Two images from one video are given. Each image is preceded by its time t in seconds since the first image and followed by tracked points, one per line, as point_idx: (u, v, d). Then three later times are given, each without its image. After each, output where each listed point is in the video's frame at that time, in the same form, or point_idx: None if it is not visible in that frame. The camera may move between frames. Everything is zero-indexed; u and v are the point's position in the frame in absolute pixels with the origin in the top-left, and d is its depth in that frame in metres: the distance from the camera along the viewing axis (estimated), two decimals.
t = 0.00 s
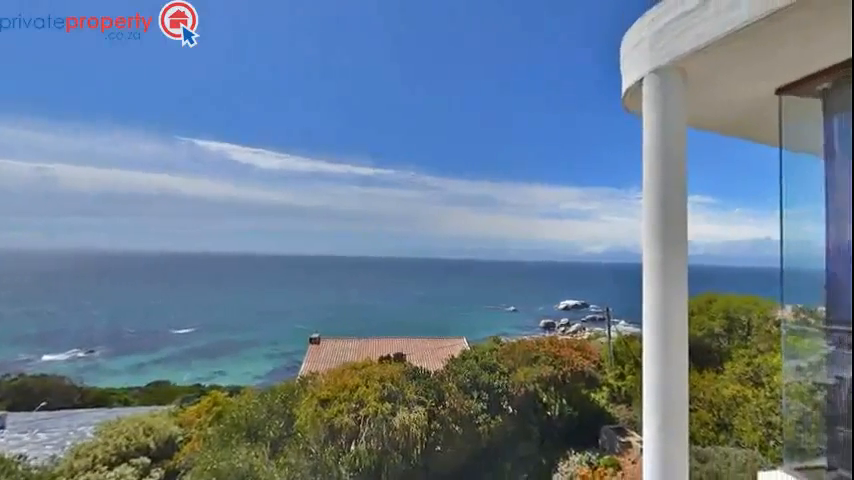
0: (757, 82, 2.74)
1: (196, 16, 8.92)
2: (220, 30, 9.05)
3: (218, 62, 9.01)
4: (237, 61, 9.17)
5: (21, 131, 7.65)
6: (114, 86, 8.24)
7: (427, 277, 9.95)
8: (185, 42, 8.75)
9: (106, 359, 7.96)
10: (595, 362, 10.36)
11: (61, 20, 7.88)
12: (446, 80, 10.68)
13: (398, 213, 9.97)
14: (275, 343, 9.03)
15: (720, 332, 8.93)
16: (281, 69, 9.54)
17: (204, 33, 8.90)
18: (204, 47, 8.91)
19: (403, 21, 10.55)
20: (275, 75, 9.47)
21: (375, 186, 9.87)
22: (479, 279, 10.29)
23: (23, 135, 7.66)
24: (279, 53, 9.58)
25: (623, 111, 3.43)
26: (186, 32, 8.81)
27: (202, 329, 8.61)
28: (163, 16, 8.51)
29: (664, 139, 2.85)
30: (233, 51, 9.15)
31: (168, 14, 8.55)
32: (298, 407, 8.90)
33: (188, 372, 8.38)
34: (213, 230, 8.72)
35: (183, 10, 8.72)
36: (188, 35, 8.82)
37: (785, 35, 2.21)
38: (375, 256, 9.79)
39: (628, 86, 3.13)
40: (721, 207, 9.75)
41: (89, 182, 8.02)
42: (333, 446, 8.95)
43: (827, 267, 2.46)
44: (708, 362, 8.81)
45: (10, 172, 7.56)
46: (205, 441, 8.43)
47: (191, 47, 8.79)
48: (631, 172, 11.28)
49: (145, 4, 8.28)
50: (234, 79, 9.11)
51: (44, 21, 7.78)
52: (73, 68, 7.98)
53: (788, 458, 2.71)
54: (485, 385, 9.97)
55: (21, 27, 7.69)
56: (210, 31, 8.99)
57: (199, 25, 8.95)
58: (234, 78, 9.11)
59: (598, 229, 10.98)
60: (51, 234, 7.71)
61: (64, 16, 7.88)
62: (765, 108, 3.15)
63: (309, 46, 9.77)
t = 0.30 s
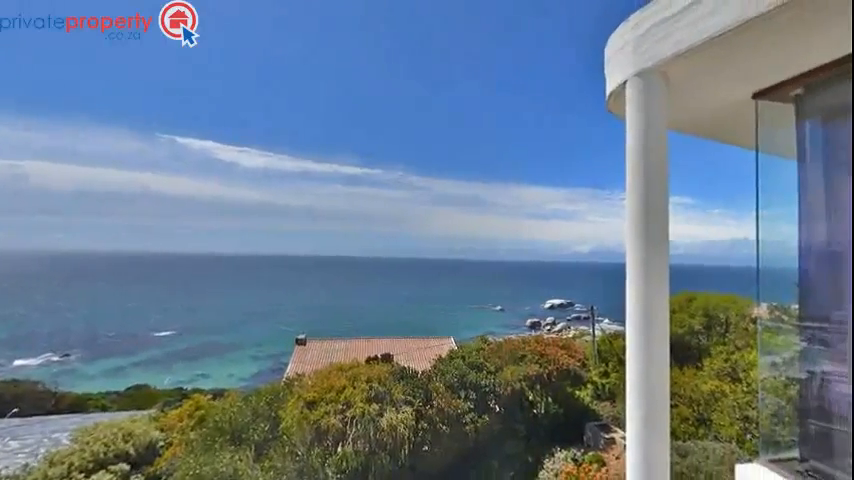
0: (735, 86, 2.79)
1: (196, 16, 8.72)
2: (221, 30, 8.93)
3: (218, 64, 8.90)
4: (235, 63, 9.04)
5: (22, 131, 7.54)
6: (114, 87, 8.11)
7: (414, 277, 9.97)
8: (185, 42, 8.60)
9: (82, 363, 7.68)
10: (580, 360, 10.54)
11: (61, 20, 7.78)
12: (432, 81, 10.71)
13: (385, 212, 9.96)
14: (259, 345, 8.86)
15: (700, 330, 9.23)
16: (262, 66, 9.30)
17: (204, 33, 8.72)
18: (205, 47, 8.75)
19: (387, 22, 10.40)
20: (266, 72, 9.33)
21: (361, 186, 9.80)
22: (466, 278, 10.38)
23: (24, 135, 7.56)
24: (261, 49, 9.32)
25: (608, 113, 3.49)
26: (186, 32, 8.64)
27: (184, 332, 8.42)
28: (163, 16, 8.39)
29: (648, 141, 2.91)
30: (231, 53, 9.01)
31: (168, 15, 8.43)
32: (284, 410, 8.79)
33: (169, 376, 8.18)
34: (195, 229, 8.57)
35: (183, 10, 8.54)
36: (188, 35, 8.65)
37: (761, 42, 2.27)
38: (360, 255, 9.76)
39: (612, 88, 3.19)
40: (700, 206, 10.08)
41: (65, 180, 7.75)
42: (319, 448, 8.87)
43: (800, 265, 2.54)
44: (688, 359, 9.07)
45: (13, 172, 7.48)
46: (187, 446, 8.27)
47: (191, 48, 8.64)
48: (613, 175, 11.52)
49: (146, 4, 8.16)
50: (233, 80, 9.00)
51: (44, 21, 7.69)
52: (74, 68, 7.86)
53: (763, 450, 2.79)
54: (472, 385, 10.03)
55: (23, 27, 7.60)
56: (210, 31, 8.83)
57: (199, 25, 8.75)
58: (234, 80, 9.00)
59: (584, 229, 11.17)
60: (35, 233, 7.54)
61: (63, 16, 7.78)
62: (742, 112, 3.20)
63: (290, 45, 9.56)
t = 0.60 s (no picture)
0: (710, 93, 2.87)
1: (195, 15, 8.56)
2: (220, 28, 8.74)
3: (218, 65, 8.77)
4: (236, 62, 8.94)
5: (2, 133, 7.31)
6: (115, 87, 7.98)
7: (400, 278, 9.99)
8: (185, 43, 8.45)
9: (53, 367, 7.39)
10: (564, 358, 10.66)
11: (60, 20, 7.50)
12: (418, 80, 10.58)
13: (371, 212, 9.92)
14: (242, 347, 8.72)
15: (677, 327, 9.45)
16: (244, 59, 9.00)
17: (204, 33, 8.59)
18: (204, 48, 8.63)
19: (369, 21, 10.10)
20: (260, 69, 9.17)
21: (346, 186, 9.72)
22: (453, 278, 10.42)
23: (26, 136, 7.45)
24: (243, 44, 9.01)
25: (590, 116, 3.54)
26: (186, 32, 8.49)
27: (163, 334, 8.20)
28: (163, 15, 8.20)
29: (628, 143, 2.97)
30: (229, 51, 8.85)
31: (168, 14, 8.24)
32: (267, 413, 8.66)
33: (147, 380, 7.94)
34: (173, 228, 8.35)
35: (183, 9, 8.36)
36: (188, 35, 8.51)
37: (737, 50, 2.34)
38: (346, 256, 9.70)
39: (594, 92, 3.23)
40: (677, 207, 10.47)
41: (36, 178, 7.47)
42: (303, 451, 8.78)
43: (772, 264, 2.66)
44: (665, 356, 9.33)
45: (16, 172, 7.39)
46: (165, 452, 8.06)
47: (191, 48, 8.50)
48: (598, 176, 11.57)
49: (146, 4, 7.87)
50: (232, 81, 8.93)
51: (44, 21, 7.40)
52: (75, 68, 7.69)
53: (737, 443, 2.86)
54: (458, 384, 10.09)
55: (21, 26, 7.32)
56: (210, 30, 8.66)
57: (198, 24, 8.61)
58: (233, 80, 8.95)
59: (567, 229, 11.36)
60: (11, 234, 7.28)
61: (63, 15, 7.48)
62: (715, 117, 3.31)
63: (275, 42, 9.33)
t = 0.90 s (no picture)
0: (689, 97, 2.94)
1: (195, 16, 8.60)
2: (220, 29, 8.75)
3: (219, 65, 8.77)
4: (238, 62, 8.95)
5: None
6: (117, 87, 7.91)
7: (388, 278, 10.01)
8: (185, 43, 8.47)
9: (25, 372, 7.10)
10: (549, 356, 10.77)
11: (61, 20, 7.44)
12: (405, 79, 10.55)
13: (360, 212, 9.88)
14: (225, 349, 8.58)
15: (658, 325, 9.71)
16: (231, 58, 8.87)
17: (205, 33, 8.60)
18: (206, 47, 8.63)
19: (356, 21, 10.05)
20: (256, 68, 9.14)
21: (334, 186, 9.67)
22: (440, 278, 10.42)
23: None
24: (228, 41, 8.83)
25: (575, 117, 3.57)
26: (186, 32, 8.51)
27: (143, 337, 8.03)
28: (163, 16, 8.21)
29: (610, 144, 3.03)
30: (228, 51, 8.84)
31: (168, 14, 8.23)
32: (251, 416, 8.55)
33: (126, 384, 7.71)
34: (154, 227, 8.15)
35: (183, 9, 8.38)
36: (189, 35, 8.53)
37: (715, 55, 2.39)
38: (342, 258, 9.72)
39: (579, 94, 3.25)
40: (659, 209, 10.69)
41: (6, 176, 7.15)
42: (290, 454, 8.73)
43: (748, 263, 2.75)
44: (647, 354, 9.60)
45: None
46: (146, 458, 7.88)
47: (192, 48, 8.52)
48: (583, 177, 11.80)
49: (146, 3, 7.85)
50: (232, 81, 8.92)
51: (44, 21, 7.33)
52: (76, 68, 7.63)
53: (715, 437, 2.94)
54: (445, 383, 10.14)
55: (21, 27, 7.27)
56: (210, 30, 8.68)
57: (199, 25, 8.63)
58: (234, 79, 8.95)
59: (553, 229, 11.52)
60: None
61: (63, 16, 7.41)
62: (695, 121, 3.38)
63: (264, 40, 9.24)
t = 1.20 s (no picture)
0: (666, 99, 2.99)
1: (196, 15, 8.46)
2: (220, 27, 8.66)
3: (219, 66, 8.70)
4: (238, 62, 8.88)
5: None
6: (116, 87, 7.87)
7: (373, 279, 10.11)
8: (185, 43, 8.38)
9: None
10: (533, 354, 10.84)
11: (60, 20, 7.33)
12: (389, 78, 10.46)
13: (344, 212, 9.90)
14: (207, 352, 8.50)
15: (639, 323, 10.00)
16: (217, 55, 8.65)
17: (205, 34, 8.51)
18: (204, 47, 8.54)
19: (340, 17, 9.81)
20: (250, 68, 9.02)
21: (317, 186, 9.63)
22: (424, 278, 10.50)
23: None
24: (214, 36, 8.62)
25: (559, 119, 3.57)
26: (186, 32, 8.38)
27: (118, 341, 7.85)
28: (163, 15, 8.06)
29: (592, 144, 3.06)
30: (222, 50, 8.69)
31: (167, 14, 8.08)
32: (233, 419, 8.42)
33: (101, 390, 7.50)
34: (132, 225, 8.01)
35: (183, 10, 8.22)
36: (189, 35, 8.42)
37: (693, 61, 2.45)
38: (326, 256, 9.79)
39: (563, 94, 3.26)
40: (641, 210, 11.08)
41: None
42: (273, 457, 8.57)
43: (723, 262, 2.83)
44: (627, 351, 9.92)
45: None
46: (122, 466, 7.63)
47: (192, 48, 8.43)
48: (568, 176, 11.83)
49: (146, 4, 7.64)
50: (230, 81, 8.84)
51: (44, 21, 7.22)
52: (76, 69, 7.60)
53: (693, 430, 3.02)
54: (431, 383, 10.15)
55: (21, 26, 7.18)
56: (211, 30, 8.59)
57: (199, 25, 8.52)
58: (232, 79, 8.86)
59: (538, 229, 11.69)
60: None
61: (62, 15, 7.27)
62: (674, 124, 3.44)
63: (249, 33, 8.94)
